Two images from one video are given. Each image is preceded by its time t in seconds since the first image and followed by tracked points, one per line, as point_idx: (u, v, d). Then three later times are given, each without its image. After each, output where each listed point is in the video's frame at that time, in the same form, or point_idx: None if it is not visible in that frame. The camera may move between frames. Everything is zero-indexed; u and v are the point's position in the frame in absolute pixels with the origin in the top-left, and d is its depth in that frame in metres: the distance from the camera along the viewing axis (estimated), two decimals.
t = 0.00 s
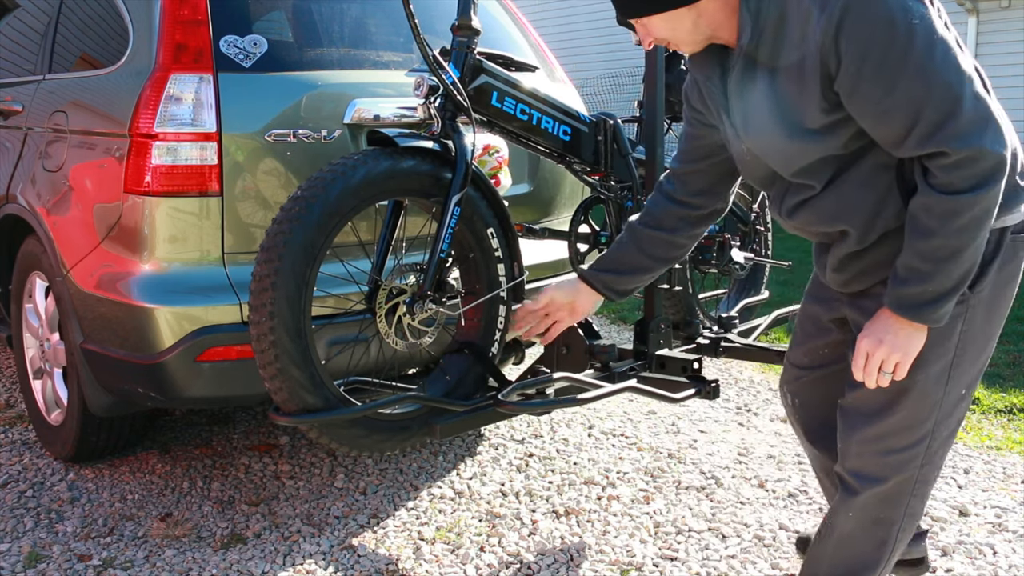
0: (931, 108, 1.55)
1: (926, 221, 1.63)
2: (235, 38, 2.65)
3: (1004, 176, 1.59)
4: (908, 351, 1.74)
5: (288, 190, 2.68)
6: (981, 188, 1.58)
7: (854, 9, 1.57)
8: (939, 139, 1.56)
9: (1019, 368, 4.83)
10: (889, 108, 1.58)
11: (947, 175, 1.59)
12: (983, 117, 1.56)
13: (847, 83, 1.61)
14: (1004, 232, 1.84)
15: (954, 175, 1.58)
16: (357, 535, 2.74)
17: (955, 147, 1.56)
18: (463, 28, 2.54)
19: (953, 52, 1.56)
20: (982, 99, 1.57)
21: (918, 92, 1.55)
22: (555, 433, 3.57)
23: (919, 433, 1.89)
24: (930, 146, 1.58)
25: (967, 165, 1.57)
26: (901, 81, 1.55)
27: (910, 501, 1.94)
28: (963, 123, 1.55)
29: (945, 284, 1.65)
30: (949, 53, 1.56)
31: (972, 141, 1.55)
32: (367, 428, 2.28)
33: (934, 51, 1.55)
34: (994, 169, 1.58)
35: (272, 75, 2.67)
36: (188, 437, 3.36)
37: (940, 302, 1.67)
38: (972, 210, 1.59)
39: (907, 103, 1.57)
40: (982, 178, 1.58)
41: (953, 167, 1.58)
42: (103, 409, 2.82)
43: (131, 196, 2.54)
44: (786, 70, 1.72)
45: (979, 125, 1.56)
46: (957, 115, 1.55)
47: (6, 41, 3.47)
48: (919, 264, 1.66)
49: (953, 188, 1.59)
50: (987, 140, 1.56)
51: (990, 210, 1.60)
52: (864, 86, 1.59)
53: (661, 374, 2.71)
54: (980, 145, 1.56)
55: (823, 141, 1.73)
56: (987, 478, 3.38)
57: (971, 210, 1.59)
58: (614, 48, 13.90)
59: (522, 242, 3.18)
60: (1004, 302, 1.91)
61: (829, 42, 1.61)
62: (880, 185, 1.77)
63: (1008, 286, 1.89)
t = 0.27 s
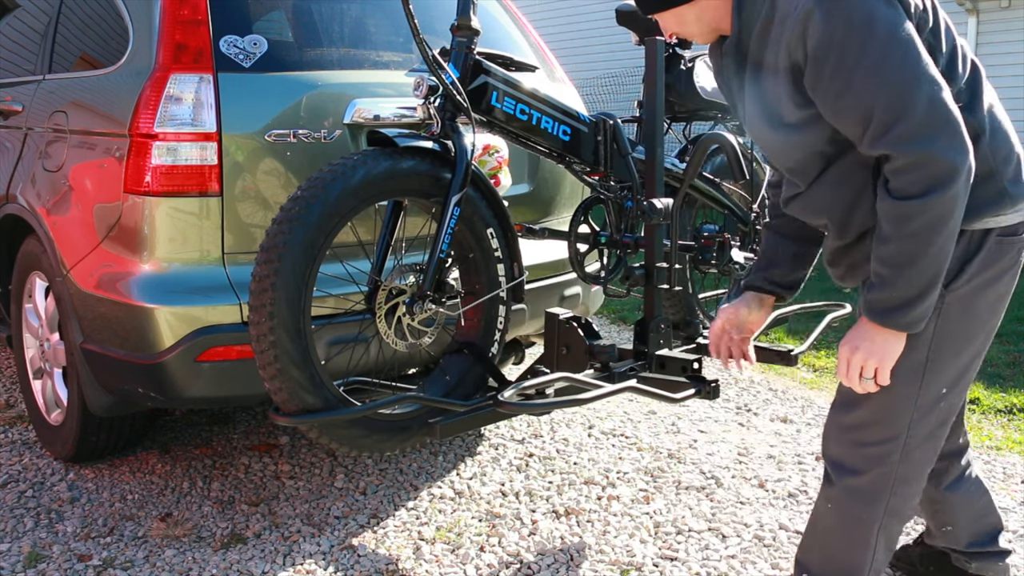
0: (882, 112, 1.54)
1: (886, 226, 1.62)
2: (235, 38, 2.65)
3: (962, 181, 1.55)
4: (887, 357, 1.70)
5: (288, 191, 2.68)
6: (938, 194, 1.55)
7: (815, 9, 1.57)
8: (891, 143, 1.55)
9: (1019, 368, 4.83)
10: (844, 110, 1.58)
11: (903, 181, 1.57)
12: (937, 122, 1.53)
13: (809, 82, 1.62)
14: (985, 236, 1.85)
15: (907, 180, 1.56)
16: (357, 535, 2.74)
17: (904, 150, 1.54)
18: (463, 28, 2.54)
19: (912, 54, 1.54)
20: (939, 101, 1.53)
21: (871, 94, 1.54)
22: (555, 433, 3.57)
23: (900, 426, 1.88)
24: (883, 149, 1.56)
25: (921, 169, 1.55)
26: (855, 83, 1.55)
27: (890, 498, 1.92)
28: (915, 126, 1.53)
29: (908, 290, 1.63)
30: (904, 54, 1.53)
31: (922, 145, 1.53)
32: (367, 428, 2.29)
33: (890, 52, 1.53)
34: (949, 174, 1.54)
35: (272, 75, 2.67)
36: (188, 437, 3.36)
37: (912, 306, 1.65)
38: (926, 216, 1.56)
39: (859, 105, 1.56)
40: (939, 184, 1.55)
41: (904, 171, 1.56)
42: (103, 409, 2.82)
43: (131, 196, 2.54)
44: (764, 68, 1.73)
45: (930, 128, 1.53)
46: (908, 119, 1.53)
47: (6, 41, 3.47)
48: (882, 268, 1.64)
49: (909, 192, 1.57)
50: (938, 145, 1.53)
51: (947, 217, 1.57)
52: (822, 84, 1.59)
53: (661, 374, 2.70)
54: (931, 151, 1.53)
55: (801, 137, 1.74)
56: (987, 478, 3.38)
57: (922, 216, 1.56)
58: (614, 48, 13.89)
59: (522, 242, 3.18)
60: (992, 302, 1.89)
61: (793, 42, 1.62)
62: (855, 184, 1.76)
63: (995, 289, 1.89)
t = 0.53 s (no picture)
0: (878, 105, 1.63)
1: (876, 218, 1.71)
2: (235, 38, 2.65)
3: (947, 177, 1.62)
4: (877, 343, 1.79)
5: (288, 191, 2.68)
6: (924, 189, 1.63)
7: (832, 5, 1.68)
8: (882, 136, 1.64)
9: (1019, 368, 4.83)
10: (847, 101, 1.68)
11: (892, 174, 1.65)
12: (927, 120, 1.61)
13: (820, 74, 1.72)
14: (996, 234, 1.87)
15: (895, 174, 1.65)
16: (357, 535, 2.74)
17: (894, 143, 1.63)
18: (463, 28, 2.54)
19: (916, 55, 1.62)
20: (933, 100, 1.61)
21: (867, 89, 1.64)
22: (555, 433, 3.57)
23: (901, 417, 1.89)
24: (875, 142, 1.66)
25: (909, 166, 1.64)
26: (856, 76, 1.65)
27: (893, 491, 1.92)
28: (905, 122, 1.62)
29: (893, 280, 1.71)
30: (905, 55, 1.62)
31: (909, 141, 1.62)
32: (367, 428, 2.29)
33: (891, 51, 1.62)
34: (932, 169, 1.62)
35: (272, 75, 2.67)
36: (188, 437, 3.36)
37: (901, 295, 1.72)
38: (910, 210, 1.64)
39: (858, 98, 1.66)
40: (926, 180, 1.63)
41: (892, 164, 1.65)
42: (102, 409, 2.82)
43: (131, 196, 2.54)
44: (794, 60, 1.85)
45: (918, 124, 1.61)
46: (899, 114, 1.62)
47: (6, 41, 3.47)
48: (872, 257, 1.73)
49: (896, 185, 1.65)
50: (925, 140, 1.61)
51: (931, 213, 1.64)
52: (827, 80, 1.71)
53: (661, 373, 2.70)
54: (918, 146, 1.62)
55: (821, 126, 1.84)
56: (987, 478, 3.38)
57: (907, 207, 1.64)
58: (614, 48, 13.89)
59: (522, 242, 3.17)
60: (999, 301, 1.89)
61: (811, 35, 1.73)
62: (866, 177, 1.84)
63: (1004, 289, 1.89)
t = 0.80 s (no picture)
0: (918, 74, 1.69)
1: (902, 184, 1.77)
2: (235, 38, 2.65)
3: (974, 152, 1.68)
4: (885, 296, 1.84)
5: (288, 191, 2.68)
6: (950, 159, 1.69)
7: None
8: (917, 104, 1.70)
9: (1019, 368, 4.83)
10: (891, 67, 1.74)
11: (920, 142, 1.72)
12: (966, 93, 1.67)
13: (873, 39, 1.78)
14: (1006, 233, 1.85)
15: (924, 143, 1.71)
16: (357, 535, 2.74)
17: (928, 112, 1.69)
18: (463, 28, 2.54)
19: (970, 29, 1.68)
20: (973, 77, 1.67)
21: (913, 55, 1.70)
22: (555, 433, 3.57)
23: (918, 409, 1.90)
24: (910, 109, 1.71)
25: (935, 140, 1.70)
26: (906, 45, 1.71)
27: (906, 479, 1.93)
28: (944, 91, 1.67)
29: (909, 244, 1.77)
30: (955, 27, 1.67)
31: (944, 111, 1.68)
32: (367, 428, 2.28)
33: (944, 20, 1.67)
34: (961, 142, 1.68)
35: (273, 75, 2.67)
36: (188, 437, 3.36)
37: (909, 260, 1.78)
38: (936, 178, 1.71)
39: (901, 65, 1.72)
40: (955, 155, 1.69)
41: (924, 134, 1.71)
42: (103, 408, 2.82)
43: (131, 196, 2.54)
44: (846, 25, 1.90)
45: (952, 98, 1.67)
46: (939, 84, 1.67)
47: (6, 41, 3.47)
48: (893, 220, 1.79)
49: (924, 153, 1.72)
50: (956, 114, 1.67)
51: (954, 185, 1.71)
52: (877, 42, 1.77)
53: (661, 373, 2.70)
54: (953, 117, 1.68)
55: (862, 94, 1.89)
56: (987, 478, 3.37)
57: (935, 175, 1.71)
58: (614, 48, 13.89)
59: (522, 242, 3.18)
60: (1010, 299, 1.87)
61: None
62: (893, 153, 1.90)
63: (1015, 287, 1.87)
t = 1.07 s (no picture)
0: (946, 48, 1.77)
1: (950, 176, 2.14)
2: (235, 38, 2.65)
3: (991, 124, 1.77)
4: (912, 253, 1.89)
5: (288, 191, 2.68)
6: None
7: None
8: (965, 122, 2.11)
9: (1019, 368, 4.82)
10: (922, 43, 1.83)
11: (958, 149, 2.12)
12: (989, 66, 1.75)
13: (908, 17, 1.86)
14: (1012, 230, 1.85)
15: (995, 151, 2.09)
16: (357, 536, 2.74)
17: (956, 126, 2.13)
18: (463, 28, 2.54)
19: None
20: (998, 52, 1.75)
21: (956, 82, 2.09)
22: (555, 433, 3.57)
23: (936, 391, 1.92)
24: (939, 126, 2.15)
25: None
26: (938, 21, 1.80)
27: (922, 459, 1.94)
28: (987, 115, 2.08)
29: (966, 225, 2.11)
30: None
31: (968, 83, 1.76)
32: (367, 428, 2.28)
33: None
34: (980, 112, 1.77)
35: (273, 75, 2.67)
36: (188, 437, 3.36)
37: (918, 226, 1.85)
38: (997, 178, 2.09)
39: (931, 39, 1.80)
40: None
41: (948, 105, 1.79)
42: (103, 408, 2.82)
43: (131, 196, 2.54)
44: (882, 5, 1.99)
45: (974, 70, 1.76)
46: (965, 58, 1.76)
47: (6, 41, 3.47)
48: (936, 203, 2.16)
49: (964, 159, 2.12)
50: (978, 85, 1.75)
51: (1005, 186, 2.08)
52: (985, 53, 2.05)
53: (661, 373, 2.70)
54: (1009, 135, 2.08)
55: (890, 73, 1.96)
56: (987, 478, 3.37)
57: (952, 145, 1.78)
58: (614, 48, 13.88)
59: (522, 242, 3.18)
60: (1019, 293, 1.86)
61: None
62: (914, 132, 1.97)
63: None
